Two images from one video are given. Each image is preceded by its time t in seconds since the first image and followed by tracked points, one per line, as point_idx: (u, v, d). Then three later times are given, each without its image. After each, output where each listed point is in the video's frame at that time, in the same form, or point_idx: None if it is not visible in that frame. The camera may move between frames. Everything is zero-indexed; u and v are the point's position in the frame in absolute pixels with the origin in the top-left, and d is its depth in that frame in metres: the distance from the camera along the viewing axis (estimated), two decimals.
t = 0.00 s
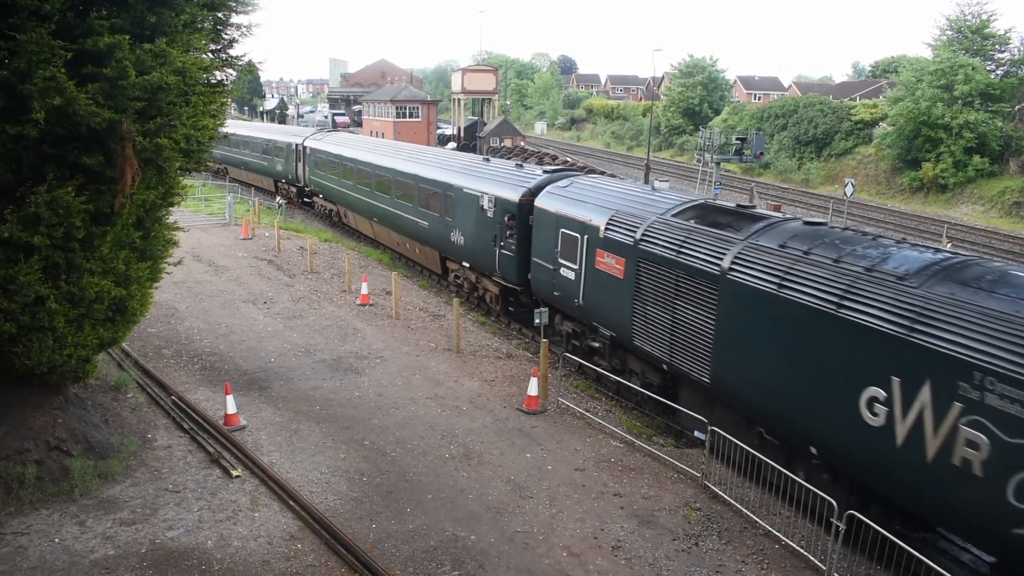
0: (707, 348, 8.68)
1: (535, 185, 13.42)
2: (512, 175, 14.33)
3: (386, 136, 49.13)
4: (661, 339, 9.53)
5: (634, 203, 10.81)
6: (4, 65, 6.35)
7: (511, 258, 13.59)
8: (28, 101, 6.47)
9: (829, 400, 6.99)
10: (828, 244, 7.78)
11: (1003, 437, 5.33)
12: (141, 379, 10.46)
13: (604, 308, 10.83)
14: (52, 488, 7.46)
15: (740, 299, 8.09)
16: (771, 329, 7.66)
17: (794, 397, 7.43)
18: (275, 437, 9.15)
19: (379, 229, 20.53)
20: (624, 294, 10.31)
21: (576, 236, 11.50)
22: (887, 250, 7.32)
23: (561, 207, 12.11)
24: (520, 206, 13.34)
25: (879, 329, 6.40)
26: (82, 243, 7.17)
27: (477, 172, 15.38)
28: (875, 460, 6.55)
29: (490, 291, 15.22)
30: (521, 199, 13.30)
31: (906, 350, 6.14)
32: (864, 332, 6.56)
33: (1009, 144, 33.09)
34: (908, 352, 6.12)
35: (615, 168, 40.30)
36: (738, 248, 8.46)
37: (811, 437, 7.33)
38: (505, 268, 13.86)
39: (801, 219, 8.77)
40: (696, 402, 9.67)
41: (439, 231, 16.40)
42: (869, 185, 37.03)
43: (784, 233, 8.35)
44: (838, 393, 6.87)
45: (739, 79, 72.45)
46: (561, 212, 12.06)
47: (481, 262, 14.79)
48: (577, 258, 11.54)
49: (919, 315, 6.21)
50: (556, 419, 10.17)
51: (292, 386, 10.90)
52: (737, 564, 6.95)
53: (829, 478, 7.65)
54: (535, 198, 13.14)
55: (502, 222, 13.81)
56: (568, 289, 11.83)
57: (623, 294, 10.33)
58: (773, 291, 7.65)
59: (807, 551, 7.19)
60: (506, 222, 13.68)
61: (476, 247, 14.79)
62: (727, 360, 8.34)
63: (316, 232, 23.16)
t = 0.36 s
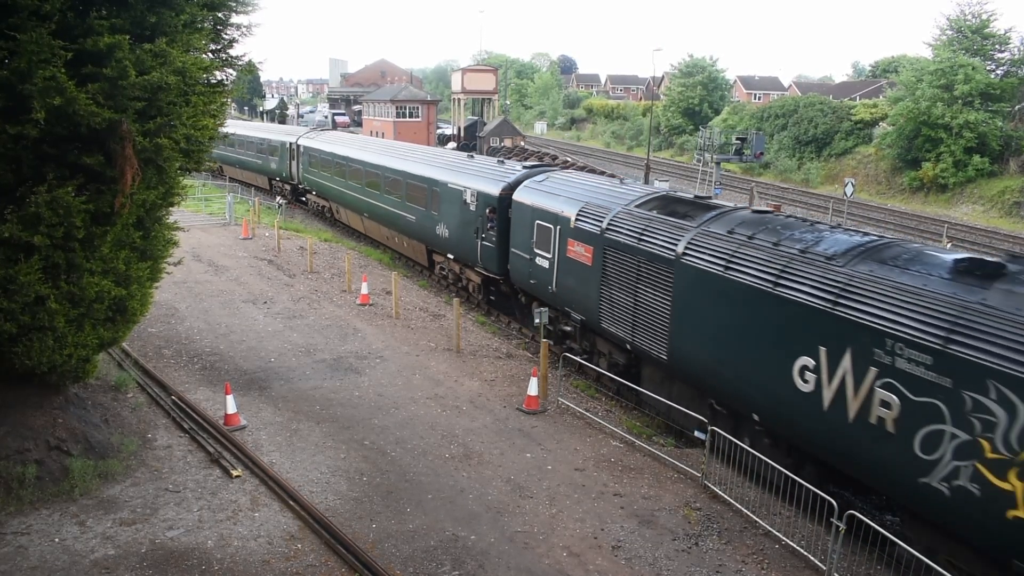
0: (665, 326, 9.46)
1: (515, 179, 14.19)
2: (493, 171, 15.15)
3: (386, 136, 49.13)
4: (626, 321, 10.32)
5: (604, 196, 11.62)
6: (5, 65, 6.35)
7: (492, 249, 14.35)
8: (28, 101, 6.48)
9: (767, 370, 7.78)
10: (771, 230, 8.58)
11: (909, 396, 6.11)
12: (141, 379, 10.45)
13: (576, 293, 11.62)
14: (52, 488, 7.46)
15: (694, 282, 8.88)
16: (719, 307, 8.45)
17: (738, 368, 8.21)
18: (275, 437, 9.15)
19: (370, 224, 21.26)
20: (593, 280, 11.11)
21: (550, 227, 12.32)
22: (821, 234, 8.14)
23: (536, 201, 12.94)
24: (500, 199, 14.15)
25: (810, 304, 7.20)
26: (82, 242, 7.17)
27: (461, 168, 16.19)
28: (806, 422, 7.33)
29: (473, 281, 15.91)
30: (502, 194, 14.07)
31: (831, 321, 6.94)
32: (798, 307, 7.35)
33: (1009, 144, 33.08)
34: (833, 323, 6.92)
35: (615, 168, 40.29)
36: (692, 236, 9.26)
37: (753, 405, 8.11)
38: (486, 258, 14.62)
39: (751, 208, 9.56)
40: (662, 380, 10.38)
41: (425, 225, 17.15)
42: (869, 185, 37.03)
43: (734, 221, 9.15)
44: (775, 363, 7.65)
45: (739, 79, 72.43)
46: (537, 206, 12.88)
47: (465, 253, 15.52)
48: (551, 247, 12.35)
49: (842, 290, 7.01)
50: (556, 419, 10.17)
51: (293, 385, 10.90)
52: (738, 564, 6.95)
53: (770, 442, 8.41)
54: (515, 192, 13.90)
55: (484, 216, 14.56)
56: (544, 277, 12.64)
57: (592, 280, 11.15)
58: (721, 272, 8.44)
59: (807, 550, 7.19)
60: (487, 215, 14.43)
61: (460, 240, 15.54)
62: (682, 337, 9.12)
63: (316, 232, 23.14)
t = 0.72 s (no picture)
0: (626, 308, 10.17)
1: (495, 174, 14.78)
2: (476, 167, 15.74)
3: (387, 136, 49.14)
4: (592, 304, 11.03)
5: (576, 189, 12.23)
6: (5, 65, 6.36)
7: (474, 242, 14.90)
8: (28, 101, 6.48)
9: (714, 345, 8.50)
10: (720, 217, 9.29)
11: (835, 364, 6.86)
12: (141, 379, 10.45)
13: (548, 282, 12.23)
14: (52, 488, 7.46)
15: (650, 266, 9.57)
16: (673, 289, 9.16)
17: (689, 345, 8.92)
18: (275, 437, 9.15)
19: (360, 220, 21.83)
20: (563, 267, 11.74)
21: (526, 219, 12.87)
22: (764, 220, 8.86)
23: (513, 195, 13.53)
24: (482, 194, 14.70)
25: (750, 284, 7.92)
26: (82, 242, 7.17)
27: (446, 165, 16.75)
28: (748, 392, 8.05)
29: (457, 272, 16.49)
30: (483, 188, 14.66)
31: (769, 299, 7.66)
32: (740, 287, 8.07)
33: (1010, 144, 33.45)
34: (678, 268, 9.03)
35: (616, 168, 40.28)
36: (650, 224, 9.95)
37: (702, 377, 8.84)
38: (469, 251, 15.19)
39: (705, 198, 10.26)
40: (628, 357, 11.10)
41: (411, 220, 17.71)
42: (869, 185, 37.02)
43: (688, 210, 9.85)
44: (721, 339, 8.37)
45: (740, 79, 72.42)
46: (514, 199, 13.46)
47: (449, 246, 16.08)
48: (527, 238, 12.96)
49: (778, 272, 7.70)
50: (556, 419, 10.17)
51: (293, 385, 10.91)
52: (738, 564, 6.96)
53: (719, 412, 9.11)
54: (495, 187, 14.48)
55: (467, 210, 15.14)
56: (520, 267, 13.23)
57: (562, 268, 11.79)
58: (674, 257, 9.14)
59: (807, 550, 7.20)
60: (469, 209, 15.01)
61: (445, 233, 16.11)
62: (642, 319, 9.80)
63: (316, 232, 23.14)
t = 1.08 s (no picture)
0: (596, 294, 10.98)
1: (478, 171, 15.57)
2: (460, 164, 16.56)
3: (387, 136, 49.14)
4: (565, 291, 11.83)
5: (551, 184, 13.05)
6: (6, 65, 6.37)
7: (458, 235, 15.71)
8: (29, 101, 6.49)
9: (670, 325, 9.30)
10: (678, 208, 10.11)
11: (771, 337, 7.66)
12: (142, 379, 10.45)
13: (524, 271, 13.07)
14: (53, 488, 7.46)
15: (617, 254, 10.38)
16: (636, 274, 9.97)
17: (649, 325, 9.72)
18: (275, 437, 9.15)
19: (352, 216, 22.58)
20: (539, 257, 12.58)
21: (505, 212, 13.74)
22: (716, 210, 9.66)
23: (494, 190, 14.36)
24: (465, 189, 15.50)
25: (700, 267, 8.73)
26: (82, 243, 7.16)
27: (432, 163, 17.57)
28: (698, 366, 8.85)
29: (443, 264, 17.25)
30: (466, 184, 15.45)
31: (717, 280, 8.46)
32: (693, 270, 8.88)
33: (1011, 143, 33.34)
34: (639, 255, 9.89)
35: (616, 168, 40.27)
36: (616, 215, 10.77)
37: (660, 355, 9.63)
38: (454, 244, 15.98)
39: (667, 191, 11.10)
40: (598, 340, 11.87)
41: (399, 214, 18.52)
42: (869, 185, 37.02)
43: (651, 202, 10.67)
44: (676, 318, 9.17)
45: (740, 80, 72.42)
46: (494, 193, 14.30)
47: (435, 239, 16.88)
48: (506, 230, 13.79)
49: (723, 256, 8.52)
50: (557, 419, 10.17)
51: (293, 385, 10.92)
52: (738, 564, 6.95)
53: (675, 386, 9.86)
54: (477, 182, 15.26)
55: (451, 205, 15.94)
56: (500, 257, 14.08)
57: (538, 257, 12.63)
58: (637, 245, 9.96)
59: (808, 550, 7.19)
60: (454, 204, 15.80)
61: (431, 228, 16.89)
62: (608, 303, 10.65)
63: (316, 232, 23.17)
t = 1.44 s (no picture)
0: (566, 280, 11.73)
1: (461, 168, 16.32)
2: (445, 162, 17.27)
3: (387, 136, 49.14)
4: (539, 279, 12.58)
5: (528, 179, 13.80)
6: (6, 66, 6.38)
7: (442, 229, 16.43)
8: (29, 101, 6.50)
9: (630, 307, 10.06)
10: (639, 200, 10.89)
11: (716, 315, 8.42)
12: (142, 380, 10.45)
13: (502, 262, 13.82)
14: (53, 489, 7.47)
15: (584, 243, 11.13)
16: (602, 261, 10.73)
17: (614, 308, 10.46)
18: (276, 437, 9.15)
19: (344, 212, 23.26)
20: (515, 247, 13.32)
21: (485, 206, 14.49)
22: (674, 201, 10.44)
23: (475, 185, 15.10)
24: (449, 184, 16.21)
25: (656, 253, 9.51)
26: (83, 243, 7.16)
27: (418, 161, 18.31)
28: (656, 344, 9.60)
29: (428, 257, 17.96)
30: (450, 180, 16.18)
31: (671, 264, 9.22)
32: (651, 256, 9.64)
33: (1011, 144, 33.50)
34: (603, 243, 10.67)
35: (617, 168, 40.25)
36: (584, 207, 11.54)
37: (623, 335, 10.38)
38: (438, 237, 16.73)
39: (632, 184, 11.89)
40: (570, 324, 12.60)
41: (388, 210, 19.23)
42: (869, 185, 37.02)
43: (616, 194, 11.45)
44: (636, 301, 9.92)
45: (740, 80, 72.43)
46: (475, 188, 15.05)
47: (421, 233, 17.61)
48: (485, 223, 14.55)
49: (675, 243, 9.30)
50: (557, 419, 10.17)
51: (294, 385, 10.92)
52: (738, 564, 6.95)
53: (636, 364, 10.63)
54: (459, 178, 16.00)
55: (436, 200, 16.69)
56: (480, 249, 14.85)
57: (514, 248, 13.37)
58: (601, 234, 10.73)
59: (808, 551, 7.18)
60: (438, 199, 16.54)
61: (417, 222, 17.64)
62: (577, 289, 11.41)
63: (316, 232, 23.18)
